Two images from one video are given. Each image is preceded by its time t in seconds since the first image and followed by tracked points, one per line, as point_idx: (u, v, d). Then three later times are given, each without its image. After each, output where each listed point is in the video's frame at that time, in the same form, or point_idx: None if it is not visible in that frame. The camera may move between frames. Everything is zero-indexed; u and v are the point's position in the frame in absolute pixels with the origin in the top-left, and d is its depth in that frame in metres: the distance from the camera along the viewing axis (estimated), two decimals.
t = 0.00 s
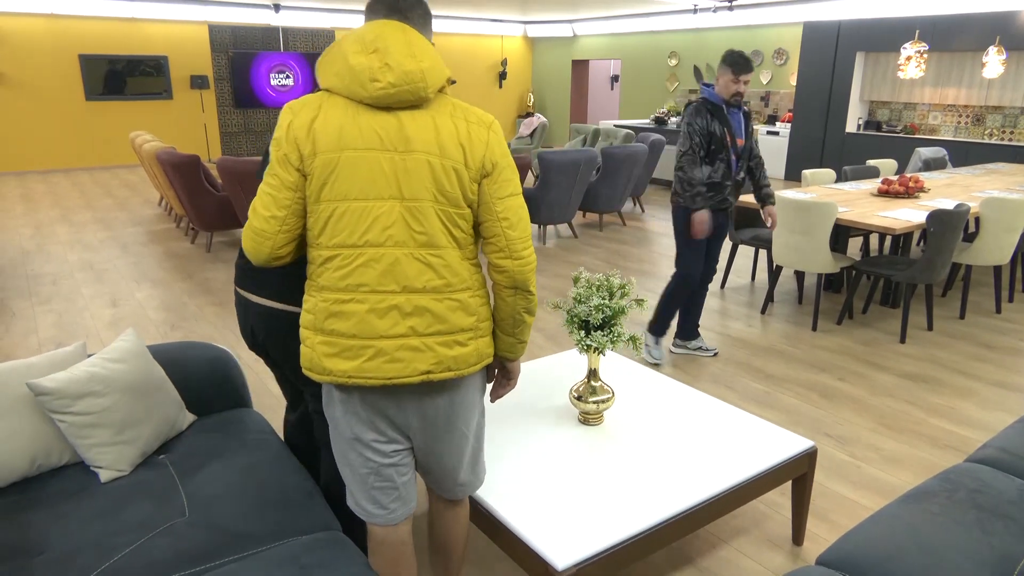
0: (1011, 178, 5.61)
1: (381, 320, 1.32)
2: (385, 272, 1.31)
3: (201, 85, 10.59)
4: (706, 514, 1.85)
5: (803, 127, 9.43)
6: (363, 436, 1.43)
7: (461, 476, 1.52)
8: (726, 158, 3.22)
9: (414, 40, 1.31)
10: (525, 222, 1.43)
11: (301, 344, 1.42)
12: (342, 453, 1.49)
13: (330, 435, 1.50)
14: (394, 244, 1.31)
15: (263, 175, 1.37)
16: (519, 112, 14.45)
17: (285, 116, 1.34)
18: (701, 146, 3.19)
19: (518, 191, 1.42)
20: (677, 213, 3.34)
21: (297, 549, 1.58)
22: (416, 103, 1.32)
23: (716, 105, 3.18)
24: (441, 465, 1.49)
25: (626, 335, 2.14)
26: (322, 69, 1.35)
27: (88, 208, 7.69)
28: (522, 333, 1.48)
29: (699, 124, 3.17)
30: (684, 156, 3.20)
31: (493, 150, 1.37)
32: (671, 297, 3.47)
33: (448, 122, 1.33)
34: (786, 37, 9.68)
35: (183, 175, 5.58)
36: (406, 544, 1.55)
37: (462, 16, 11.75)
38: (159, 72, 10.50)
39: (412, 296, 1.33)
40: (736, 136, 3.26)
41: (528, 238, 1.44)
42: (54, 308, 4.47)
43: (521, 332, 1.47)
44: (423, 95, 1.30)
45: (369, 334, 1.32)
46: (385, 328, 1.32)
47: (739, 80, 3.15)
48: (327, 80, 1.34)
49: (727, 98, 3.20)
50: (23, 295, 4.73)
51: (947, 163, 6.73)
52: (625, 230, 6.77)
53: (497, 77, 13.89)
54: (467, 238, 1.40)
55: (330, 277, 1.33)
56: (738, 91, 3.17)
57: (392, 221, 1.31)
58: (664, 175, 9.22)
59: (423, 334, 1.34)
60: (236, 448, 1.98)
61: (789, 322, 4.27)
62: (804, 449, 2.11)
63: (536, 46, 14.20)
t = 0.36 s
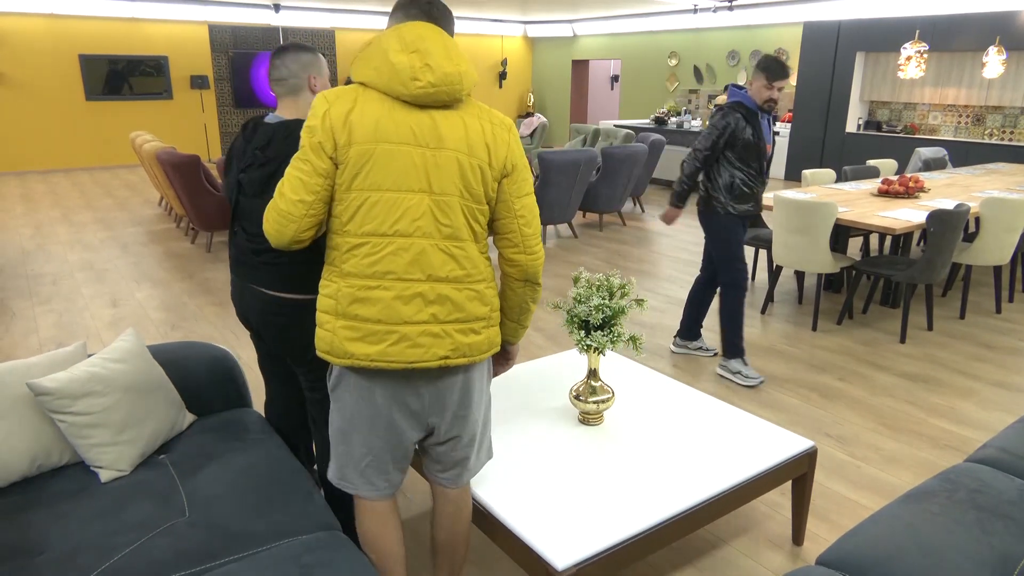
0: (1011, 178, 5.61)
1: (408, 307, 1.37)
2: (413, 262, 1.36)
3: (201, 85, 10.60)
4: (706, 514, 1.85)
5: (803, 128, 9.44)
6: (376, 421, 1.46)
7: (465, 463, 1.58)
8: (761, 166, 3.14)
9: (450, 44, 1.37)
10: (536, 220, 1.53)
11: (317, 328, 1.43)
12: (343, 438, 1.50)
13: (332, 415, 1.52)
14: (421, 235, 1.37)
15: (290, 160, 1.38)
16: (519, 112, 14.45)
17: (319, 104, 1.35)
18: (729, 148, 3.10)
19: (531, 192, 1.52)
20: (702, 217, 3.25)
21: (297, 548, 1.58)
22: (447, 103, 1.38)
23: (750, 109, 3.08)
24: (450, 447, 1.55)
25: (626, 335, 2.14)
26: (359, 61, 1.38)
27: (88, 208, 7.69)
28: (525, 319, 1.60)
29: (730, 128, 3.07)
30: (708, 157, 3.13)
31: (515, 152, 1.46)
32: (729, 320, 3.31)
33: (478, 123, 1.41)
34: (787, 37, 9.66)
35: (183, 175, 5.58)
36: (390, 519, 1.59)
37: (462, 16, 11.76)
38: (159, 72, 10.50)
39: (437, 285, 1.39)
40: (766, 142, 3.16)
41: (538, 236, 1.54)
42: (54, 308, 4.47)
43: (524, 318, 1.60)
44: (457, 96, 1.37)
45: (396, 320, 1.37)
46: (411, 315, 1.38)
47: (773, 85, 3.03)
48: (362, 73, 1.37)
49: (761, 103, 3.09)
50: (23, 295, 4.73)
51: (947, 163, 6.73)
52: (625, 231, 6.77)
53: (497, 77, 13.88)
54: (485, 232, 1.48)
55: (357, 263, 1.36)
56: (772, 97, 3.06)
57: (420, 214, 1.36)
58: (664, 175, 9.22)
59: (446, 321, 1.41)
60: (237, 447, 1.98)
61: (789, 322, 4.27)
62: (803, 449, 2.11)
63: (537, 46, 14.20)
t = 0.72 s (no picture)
0: (1010, 178, 5.62)
1: (406, 297, 1.39)
2: (410, 252, 1.39)
3: (200, 85, 10.59)
4: (705, 514, 1.85)
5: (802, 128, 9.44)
6: (373, 405, 1.51)
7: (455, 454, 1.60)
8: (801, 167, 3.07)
9: (440, 44, 1.41)
10: (529, 212, 1.56)
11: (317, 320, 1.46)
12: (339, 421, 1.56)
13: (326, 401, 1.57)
14: (417, 226, 1.39)
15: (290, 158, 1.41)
16: (518, 112, 14.44)
17: (316, 104, 1.39)
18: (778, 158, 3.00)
19: (523, 185, 1.55)
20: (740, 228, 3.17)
21: (297, 548, 1.58)
22: (439, 101, 1.42)
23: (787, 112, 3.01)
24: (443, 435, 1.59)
25: (625, 335, 2.14)
26: (353, 64, 1.42)
27: (88, 208, 7.69)
28: (521, 309, 1.64)
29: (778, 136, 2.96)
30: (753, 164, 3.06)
31: (505, 146, 1.49)
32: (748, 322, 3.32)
33: (469, 119, 1.44)
34: (786, 37, 9.65)
35: (183, 175, 5.57)
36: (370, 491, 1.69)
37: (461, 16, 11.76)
38: (158, 72, 10.49)
39: (434, 275, 1.41)
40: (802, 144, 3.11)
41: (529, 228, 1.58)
42: (53, 308, 4.46)
43: (521, 309, 1.64)
44: (448, 93, 1.41)
45: (394, 309, 1.40)
46: (409, 305, 1.40)
47: (804, 83, 2.95)
48: (357, 74, 1.41)
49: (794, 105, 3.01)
50: (22, 295, 4.73)
51: (946, 163, 6.72)
52: (625, 230, 6.77)
53: (496, 77, 13.87)
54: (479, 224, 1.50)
55: (356, 255, 1.39)
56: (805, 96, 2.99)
57: (416, 206, 1.39)
58: (663, 175, 9.21)
59: (443, 311, 1.43)
60: (236, 447, 1.98)
61: (788, 322, 4.27)
62: (803, 448, 2.11)
63: (536, 46, 14.19)
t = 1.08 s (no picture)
0: (1008, 178, 5.63)
1: (349, 287, 1.54)
2: (352, 247, 1.53)
3: (198, 85, 10.59)
4: (704, 514, 1.85)
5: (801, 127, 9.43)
6: (332, 388, 1.65)
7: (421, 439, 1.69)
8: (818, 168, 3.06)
9: (378, 45, 1.51)
10: (482, 200, 1.61)
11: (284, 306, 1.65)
12: (309, 401, 1.71)
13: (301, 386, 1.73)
14: (358, 222, 1.52)
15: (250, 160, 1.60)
16: (518, 112, 14.44)
17: (268, 111, 1.56)
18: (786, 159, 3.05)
19: (475, 174, 1.60)
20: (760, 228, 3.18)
21: (296, 548, 1.58)
22: (379, 99, 1.51)
23: (801, 112, 3.01)
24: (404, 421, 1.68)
25: (624, 334, 2.14)
26: (299, 70, 1.55)
27: (87, 208, 7.69)
28: (485, 295, 1.72)
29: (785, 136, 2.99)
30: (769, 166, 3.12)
31: (451, 138, 1.55)
32: (751, 323, 3.31)
33: (409, 115, 1.52)
34: (784, 37, 9.65)
35: (182, 175, 5.57)
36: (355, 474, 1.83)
37: (460, 16, 11.77)
38: (157, 72, 10.49)
39: (375, 268, 1.54)
40: (824, 144, 3.11)
41: (485, 215, 1.63)
42: (52, 308, 4.46)
43: (483, 296, 1.73)
44: (384, 92, 1.50)
45: (339, 299, 1.55)
46: (352, 295, 1.54)
47: (818, 83, 2.94)
48: (304, 79, 1.54)
49: (810, 105, 3.00)
50: (21, 295, 4.73)
51: (945, 163, 6.73)
52: (624, 231, 6.78)
53: (495, 77, 13.87)
54: (429, 217, 1.59)
55: (308, 249, 1.55)
56: (819, 97, 2.96)
57: (357, 202, 1.52)
58: (663, 175, 9.21)
59: (387, 300, 1.56)
60: (235, 447, 1.98)
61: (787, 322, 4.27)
62: (802, 448, 2.11)
63: (535, 46, 14.18)
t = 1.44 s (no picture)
0: (1006, 177, 5.64)
1: (315, 275, 1.65)
2: (317, 236, 1.64)
3: (197, 85, 10.59)
4: (703, 514, 1.85)
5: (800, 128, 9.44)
6: (313, 376, 1.78)
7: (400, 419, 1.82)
8: (817, 163, 3.06)
9: (340, 42, 1.58)
10: (446, 190, 1.66)
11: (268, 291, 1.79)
12: (298, 395, 1.85)
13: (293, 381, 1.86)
14: (323, 213, 1.63)
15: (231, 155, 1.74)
16: (517, 112, 14.45)
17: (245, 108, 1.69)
18: (790, 152, 3.12)
19: (439, 163, 1.65)
20: (768, 216, 3.27)
21: (295, 549, 1.58)
22: (342, 94, 1.59)
23: (819, 107, 3.03)
24: (386, 402, 1.80)
25: (624, 334, 2.14)
26: (272, 68, 1.66)
27: (86, 208, 7.68)
28: (453, 285, 1.76)
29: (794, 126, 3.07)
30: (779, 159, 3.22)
31: (412, 129, 1.61)
32: (756, 323, 3.34)
33: (370, 109, 1.60)
34: (784, 37, 9.65)
35: (180, 175, 5.57)
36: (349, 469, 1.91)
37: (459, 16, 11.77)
38: (156, 72, 10.48)
39: (339, 257, 1.64)
40: (841, 147, 3.05)
41: (450, 203, 1.67)
42: (51, 308, 4.46)
43: (452, 284, 1.76)
44: (345, 87, 1.58)
45: (308, 286, 1.66)
46: (319, 282, 1.65)
47: (838, 78, 2.95)
48: (275, 77, 1.66)
49: (828, 101, 3.00)
50: (20, 295, 4.72)
51: (943, 163, 6.74)
52: (623, 230, 6.78)
53: (495, 77, 13.88)
54: (395, 207, 1.67)
55: (281, 239, 1.68)
56: (834, 91, 2.97)
57: (321, 194, 1.62)
58: (662, 175, 9.23)
59: (350, 288, 1.66)
60: (233, 447, 1.98)
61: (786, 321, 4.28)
62: (801, 448, 2.11)
63: (534, 46, 14.19)
